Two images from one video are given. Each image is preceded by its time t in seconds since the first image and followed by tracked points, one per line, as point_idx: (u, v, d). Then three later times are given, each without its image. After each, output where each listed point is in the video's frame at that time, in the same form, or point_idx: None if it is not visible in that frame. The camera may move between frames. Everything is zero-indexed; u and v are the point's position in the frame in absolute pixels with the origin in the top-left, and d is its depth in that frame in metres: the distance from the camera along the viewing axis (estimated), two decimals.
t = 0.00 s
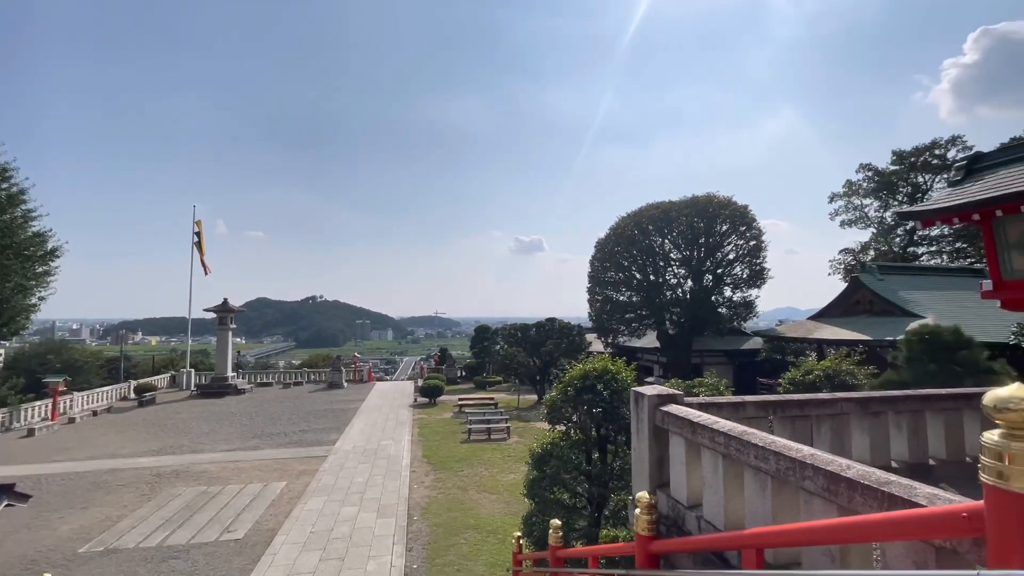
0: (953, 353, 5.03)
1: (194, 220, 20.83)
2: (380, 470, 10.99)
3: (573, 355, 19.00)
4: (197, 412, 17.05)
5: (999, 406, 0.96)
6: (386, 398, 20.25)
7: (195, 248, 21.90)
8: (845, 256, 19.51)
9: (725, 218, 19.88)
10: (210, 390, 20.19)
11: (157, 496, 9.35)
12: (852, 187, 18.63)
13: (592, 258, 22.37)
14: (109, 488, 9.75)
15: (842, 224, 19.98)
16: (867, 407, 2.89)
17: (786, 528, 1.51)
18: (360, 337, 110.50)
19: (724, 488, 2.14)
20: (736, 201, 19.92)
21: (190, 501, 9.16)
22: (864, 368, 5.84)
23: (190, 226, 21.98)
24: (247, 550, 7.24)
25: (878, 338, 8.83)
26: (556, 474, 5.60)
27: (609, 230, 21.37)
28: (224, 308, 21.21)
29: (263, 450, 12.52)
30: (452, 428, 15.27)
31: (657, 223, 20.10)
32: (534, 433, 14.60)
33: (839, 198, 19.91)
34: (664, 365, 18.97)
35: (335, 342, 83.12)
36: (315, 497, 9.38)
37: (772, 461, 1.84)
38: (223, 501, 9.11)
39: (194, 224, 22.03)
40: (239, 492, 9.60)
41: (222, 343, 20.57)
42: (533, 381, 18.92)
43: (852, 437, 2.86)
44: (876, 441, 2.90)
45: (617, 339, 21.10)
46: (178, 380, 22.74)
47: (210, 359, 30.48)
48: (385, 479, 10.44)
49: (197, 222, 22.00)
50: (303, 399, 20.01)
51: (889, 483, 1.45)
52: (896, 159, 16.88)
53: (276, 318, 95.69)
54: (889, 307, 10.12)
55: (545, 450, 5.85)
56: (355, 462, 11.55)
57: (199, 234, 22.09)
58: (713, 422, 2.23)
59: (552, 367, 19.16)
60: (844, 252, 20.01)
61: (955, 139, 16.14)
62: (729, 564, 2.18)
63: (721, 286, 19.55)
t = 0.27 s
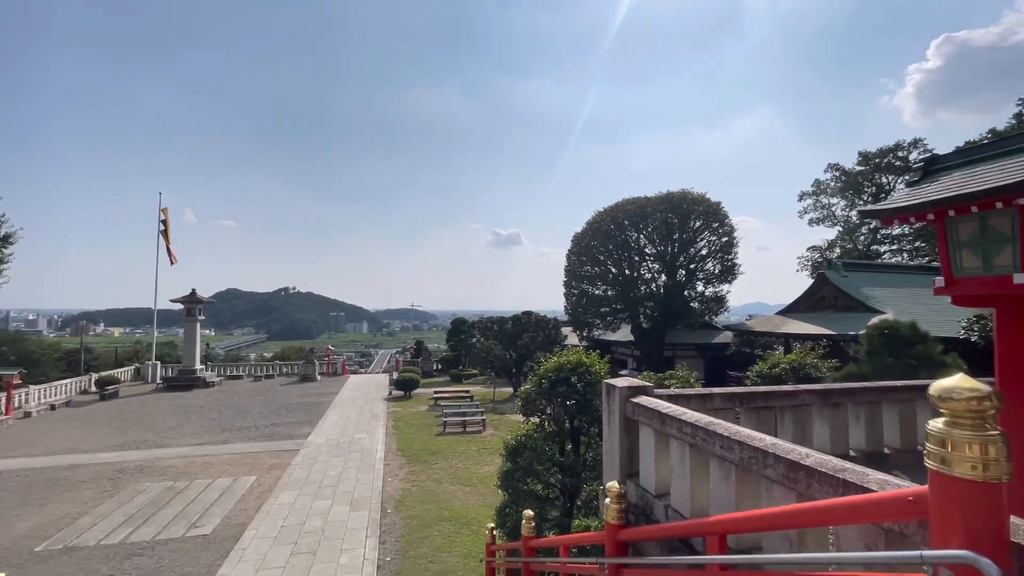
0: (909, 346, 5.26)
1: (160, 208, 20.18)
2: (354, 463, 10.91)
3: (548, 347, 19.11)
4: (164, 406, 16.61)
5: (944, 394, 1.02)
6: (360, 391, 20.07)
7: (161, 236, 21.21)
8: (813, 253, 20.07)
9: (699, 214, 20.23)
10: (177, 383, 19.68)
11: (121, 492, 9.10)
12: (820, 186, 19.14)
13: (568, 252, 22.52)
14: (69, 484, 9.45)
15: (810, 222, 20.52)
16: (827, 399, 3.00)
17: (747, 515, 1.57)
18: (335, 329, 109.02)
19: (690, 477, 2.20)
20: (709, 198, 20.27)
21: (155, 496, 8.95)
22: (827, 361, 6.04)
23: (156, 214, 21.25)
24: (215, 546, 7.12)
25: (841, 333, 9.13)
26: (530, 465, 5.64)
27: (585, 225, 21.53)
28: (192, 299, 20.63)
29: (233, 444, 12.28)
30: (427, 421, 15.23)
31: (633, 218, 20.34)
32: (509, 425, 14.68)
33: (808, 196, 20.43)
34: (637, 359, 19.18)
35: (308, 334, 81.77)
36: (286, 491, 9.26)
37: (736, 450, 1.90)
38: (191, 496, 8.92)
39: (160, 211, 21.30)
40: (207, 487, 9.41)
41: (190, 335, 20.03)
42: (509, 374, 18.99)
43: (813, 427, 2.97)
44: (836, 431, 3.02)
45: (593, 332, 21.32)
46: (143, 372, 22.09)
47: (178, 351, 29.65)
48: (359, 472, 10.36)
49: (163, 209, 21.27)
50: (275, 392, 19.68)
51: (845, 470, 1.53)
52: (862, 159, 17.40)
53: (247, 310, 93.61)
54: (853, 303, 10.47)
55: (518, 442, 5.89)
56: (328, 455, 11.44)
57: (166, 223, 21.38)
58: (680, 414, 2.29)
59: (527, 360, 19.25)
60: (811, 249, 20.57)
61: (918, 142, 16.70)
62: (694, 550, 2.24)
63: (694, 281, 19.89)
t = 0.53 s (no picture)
0: (878, 340, 5.42)
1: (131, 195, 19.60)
2: (332, 456, 10.83)
3: (529, 340, 19.16)
4: (135, 398, 16.22)
5: (905, 384, 1.06)
6: (339, 383, 19.88)
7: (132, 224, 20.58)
8: (788, 249, 20.48)
9: (678, 209, 20.47)
10: (149, 375, 19.24)
11: (89, 486, 8.88)
12: (796, 183, 19.50)
13: (550, 245, 22.59)
14: (35, 479, 9.19)
15: (786, 218, 20.91)
16: (798, 390, 3.08)
17: (719, 502, 1.61)
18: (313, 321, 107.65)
19: (665, 466, 2.24)
20: (689, 193, 20.52)
21: (126, 490, 8.76)
22: (800, 355, 6.19)
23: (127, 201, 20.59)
24: (188, 540, 7.02)
25: (814, 327, 9.36)
26: (508, 456, 5.68)
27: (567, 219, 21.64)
28: (164, 289, 20.12)
29: (207, 437, 12.07)
30: (407, 413, 15.19)
31: (613, 212, 20.49)
32: (489, 417, 14.72)
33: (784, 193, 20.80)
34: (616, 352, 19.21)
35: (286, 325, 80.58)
36: (262, 484, 9.15)
37: (710, 440, 1.95)
38: (163, 490, 8.76)
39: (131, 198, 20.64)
40: (180, 481, 9.25)
41: (162, 326, 19.56)
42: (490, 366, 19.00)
43: (785, 418, 3.06)
44: (806, 422, 3.11)
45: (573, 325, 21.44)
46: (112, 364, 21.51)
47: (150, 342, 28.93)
48: (337, 464, 10.29)
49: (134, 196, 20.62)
50: (251, 384, 19.38)
51: (813, 458, 1.58)
52: (837, 158, 17.77)
53: (223, 300, 91.76)
54: (825, 299, 10.73)
55: (498, 433, 5.92)
56: (305, 448, 11.33)
57: (137, 210, 20.74)
58: (656, 405, 2.33)
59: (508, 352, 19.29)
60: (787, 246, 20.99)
61: (890, 142, 17.11)
62: (668, 538, 2.29)
63: (673, 275, 20.14)
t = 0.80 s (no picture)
0: (845, 330, 5.59)
1: (95, 176, 18.86)
2: (308, 443, 10.75)
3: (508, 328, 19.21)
4: (102, 385, 15.79)
5: (868, 368, 1.10)
6: (315, 370, 19.66)
7: (97, 205, 19.84)
8: (762, 241, 20.88)
9: (656, 200, 20.67)
10: (116, 361, 18.71)
11: (53, 475, 8.65)
12: (771, 177, 19.84)
13: (530, 234, 22.63)
14: None
15: (761, 211, 21.29)
16: (768, 377, 3.17)
17: (689, 484, 1.65)
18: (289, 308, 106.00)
19: (639, 451, 2.29)
20: (667, 184, 20.71)
21: (92, 479, 8.55)
22: (771, 344, 6.35)
23: (91, 181, 19.81)
24: (159, 528, 6.91)
25: (784, 317, 9.60)
26: (485, 443, 5.73)
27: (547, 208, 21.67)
28: (132, 274, 19.52)
29: (178, 425, 11.85)
30: (384, 401, 15.14)
31: (593, 202, 20.60)
32: (466, 405, 14.77)
33: (760, 186, 21.16)
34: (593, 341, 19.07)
35: (261, 312, 79.11)
36: (236, 472, 9.03)
37: (682, 424, 1.99)
38: (132, 479, 8.59)
39: (96, 178, 19.86)
40: (150, 469, 9.07)
41: (130, 312, 19.00)
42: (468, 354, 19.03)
43: (755, 403, 3.15)
44: (776, 408, 3.21)
45: (551, 314, 21.56)
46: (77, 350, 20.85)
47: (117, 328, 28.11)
48: (313, 452, 10.22)
49: (99, 177, 19.84)
50: (224, 371, 19.04)
51: (780, 441, 1.63)
52: (810, 153, 18.12)
53: (194, 286, 89.48)
54: (797, 290, 11.00)
55: (475, 420, 5.95)
56: (280, 435, 11.21)
57: (102, 191, 19.99)
58: (631, 390, 2.37)
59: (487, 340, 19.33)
60: (761, 238, 21.40)
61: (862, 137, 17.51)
62: (640, 520, 2.35)
63: (650, 265, 20.38)
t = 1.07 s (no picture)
0: (824, 321, 5.71)
1: (69, 159, 18.32)
2: (292, 432, 10.69)
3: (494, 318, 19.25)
4: (80, 374, 15.49)
5: (842, 352, 1.13)
6: (300, 359, 19.51)
7: (72, 189, 19.30)
8: (746, 233, 21.12)
9: (643, 192, 20.76)
10: (93, 349, 18.34)
11: (29, 464, 8.49)
12: (756, 170, 20.04)
13: (517, 224, 22.61)
14: None
15: (745, 204, 21.52)
16: (748, 365, 3.24)
17: (670, 467, 1.69)
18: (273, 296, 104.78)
19: (621, 436, 2.33)
20: (654, 176, 20.81)
21: (70, 468, 8.42)
22: (752, 334, 6.45)
23: (66, 164, 19.25)
24: (139, 517, 6.85)
25: (766, 308, 9.76)
26: (471, 430, 5.76)
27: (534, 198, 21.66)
28: (109, 260, 19.08)
29: (159, 414, 11.69)
30: (369, 390, 15.09)
31: (580, 192, 20.64)
32: (452, 394, 14.80)
33: (745, 179, 21.36)
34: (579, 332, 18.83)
35: (243, 300, 78.05)
36: (218, 460, 8.96)
37: (664, 409, 2.04)
38: (112, 468, 8.47)
39: (71, 161, 19.29)
40: (129, 458, 8.95)
41: (108, 299, 18.61)
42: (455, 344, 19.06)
43: (735, 391, 3.21)
44: (755, 395, 3.28)
45: (538, 304, 21.61)
46: (52, 338, 20.38)
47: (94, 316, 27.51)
48: (297, 440, 10.17)
49: (74, 160, 19.29)
50: (205, 360, 18.79)
51: (758, 425, 1.68)
52: (795, 147, 18.33)
53: (174, 273, 87.88)
54: (778, 282, 11.18)
55: (461, 408, 5.98)
56: (264, 424, 11.14)
57: (78, 174, 19.45)
58: (614, 377, 2.41)
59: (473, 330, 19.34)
60: (745, 230, 21.64)
61: (845, 132, 17.74)
62: (622, 504, 2.39)
63: (636, 257, 20.52)
